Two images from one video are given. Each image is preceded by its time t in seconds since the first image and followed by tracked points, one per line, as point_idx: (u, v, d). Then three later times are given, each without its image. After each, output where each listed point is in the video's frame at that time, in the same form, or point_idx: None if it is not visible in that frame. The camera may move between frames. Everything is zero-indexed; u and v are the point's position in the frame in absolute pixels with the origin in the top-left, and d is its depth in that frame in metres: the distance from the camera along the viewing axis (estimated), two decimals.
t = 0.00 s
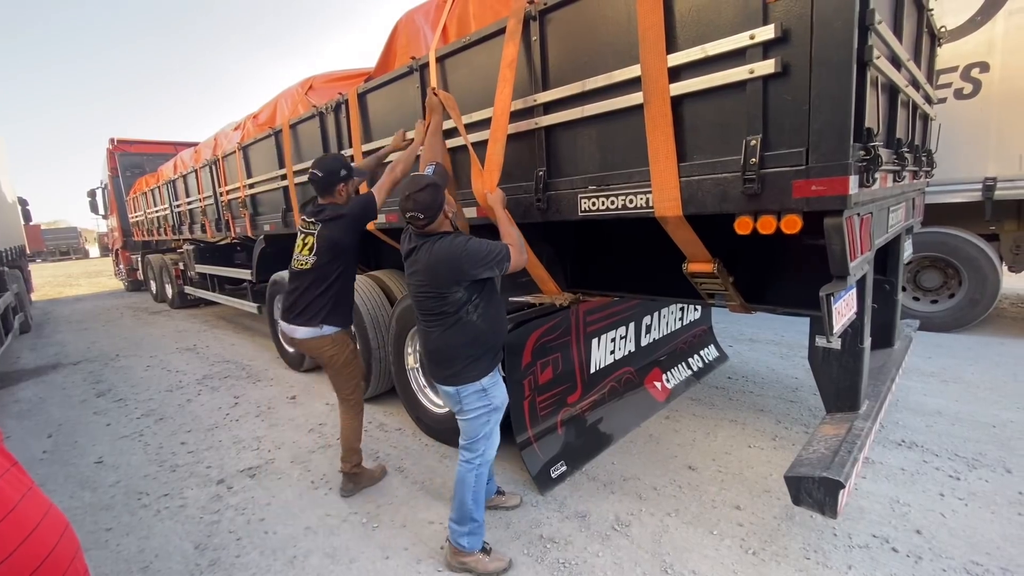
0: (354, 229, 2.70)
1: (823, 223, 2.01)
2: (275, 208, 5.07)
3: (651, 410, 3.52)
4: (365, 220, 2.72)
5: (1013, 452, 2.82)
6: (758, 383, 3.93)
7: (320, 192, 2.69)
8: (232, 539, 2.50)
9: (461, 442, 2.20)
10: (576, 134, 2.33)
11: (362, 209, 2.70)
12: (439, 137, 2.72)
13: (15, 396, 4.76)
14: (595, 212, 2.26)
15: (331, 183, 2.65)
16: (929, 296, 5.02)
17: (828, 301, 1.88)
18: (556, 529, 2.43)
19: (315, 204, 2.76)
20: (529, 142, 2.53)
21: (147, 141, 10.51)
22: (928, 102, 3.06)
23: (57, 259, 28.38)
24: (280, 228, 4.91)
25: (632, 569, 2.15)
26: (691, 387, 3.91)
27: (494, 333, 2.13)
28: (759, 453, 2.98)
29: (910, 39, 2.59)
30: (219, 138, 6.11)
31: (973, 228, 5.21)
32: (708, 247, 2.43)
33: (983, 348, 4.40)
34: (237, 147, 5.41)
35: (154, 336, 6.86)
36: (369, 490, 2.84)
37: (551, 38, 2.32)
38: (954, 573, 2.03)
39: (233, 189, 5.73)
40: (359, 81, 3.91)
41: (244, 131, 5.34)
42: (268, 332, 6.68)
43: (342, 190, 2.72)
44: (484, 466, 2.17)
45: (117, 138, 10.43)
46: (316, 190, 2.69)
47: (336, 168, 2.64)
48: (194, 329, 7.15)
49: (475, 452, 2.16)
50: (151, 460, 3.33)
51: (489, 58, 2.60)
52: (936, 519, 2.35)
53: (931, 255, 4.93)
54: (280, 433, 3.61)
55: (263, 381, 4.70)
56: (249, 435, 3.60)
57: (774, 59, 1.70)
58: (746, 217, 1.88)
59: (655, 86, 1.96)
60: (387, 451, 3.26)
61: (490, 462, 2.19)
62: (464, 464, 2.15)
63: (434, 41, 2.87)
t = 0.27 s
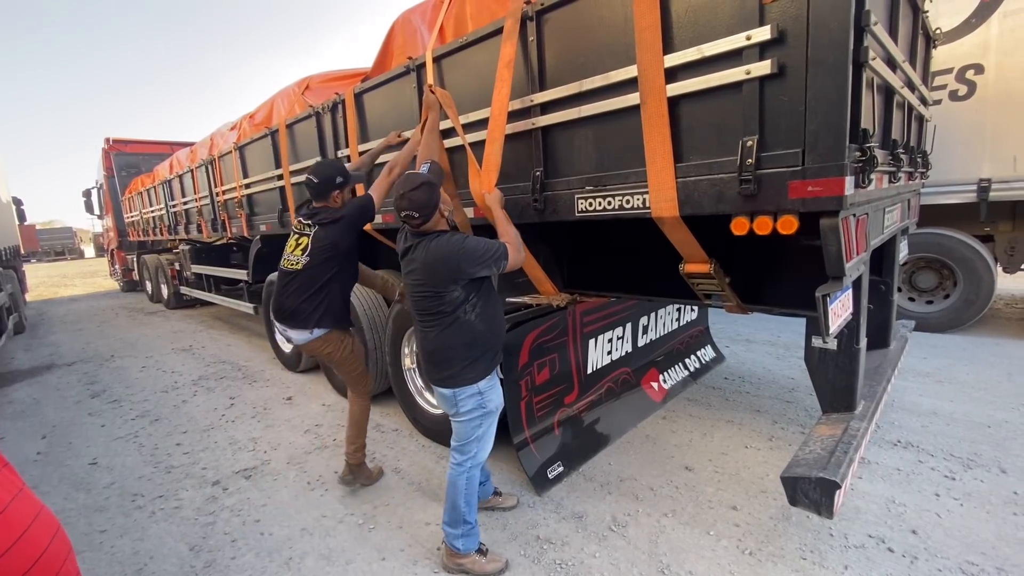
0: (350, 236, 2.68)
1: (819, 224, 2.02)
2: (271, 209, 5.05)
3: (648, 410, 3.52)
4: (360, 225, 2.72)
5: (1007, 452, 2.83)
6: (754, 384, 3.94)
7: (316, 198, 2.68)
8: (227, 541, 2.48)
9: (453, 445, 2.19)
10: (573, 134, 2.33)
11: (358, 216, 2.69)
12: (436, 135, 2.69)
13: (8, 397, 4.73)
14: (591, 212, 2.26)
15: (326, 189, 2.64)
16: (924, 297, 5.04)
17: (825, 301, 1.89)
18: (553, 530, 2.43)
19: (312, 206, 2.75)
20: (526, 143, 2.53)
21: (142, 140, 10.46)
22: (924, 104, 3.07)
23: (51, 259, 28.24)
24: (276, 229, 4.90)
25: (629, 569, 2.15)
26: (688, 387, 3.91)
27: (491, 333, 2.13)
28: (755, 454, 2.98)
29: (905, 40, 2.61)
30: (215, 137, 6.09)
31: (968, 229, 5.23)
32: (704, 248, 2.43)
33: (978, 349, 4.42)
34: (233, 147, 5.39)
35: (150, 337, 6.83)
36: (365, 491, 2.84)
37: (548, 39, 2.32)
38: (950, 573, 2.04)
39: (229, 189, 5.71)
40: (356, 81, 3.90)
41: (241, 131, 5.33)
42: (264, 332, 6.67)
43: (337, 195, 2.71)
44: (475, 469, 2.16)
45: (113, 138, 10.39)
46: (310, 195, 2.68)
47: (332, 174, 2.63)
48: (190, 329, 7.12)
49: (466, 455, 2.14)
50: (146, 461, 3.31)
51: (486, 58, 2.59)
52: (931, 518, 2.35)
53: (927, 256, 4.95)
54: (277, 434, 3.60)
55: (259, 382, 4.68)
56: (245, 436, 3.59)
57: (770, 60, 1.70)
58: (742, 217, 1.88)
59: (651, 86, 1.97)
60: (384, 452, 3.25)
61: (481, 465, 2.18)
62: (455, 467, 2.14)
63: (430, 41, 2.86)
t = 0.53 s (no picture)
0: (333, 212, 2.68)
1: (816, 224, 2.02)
2: (268, 209, 5.04)
3: (645, 411, 3.52)
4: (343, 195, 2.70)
5: (1003, 451, 2.84)
6: (752, 384, 3.94)
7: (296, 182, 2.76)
8: (224, 542, 2.48)
9: (452, 444, 2.19)
10: (570, 135, 2.33)
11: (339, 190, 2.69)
12: (432, 137, 2.61)
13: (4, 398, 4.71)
14: (589, 213, 2.26)
15: (300, 170, 2.71)
16: (921, 296, 5.05)
17: (822, 301, 1.89)
18: (551, 530, 2.43)
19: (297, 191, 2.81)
20: (523, 143, 2.53)
21: (139, 140, 10.43)
22: (920, 104, 3.08)
23: (47, 259, 28.13)
24: (273, 229, 4.89)
25: (626, 569, 2.15)
26: (686, 387, 3.92)
27: (489, 332, 2.13)
28: (752, 454, 2.99)
29: (902, 41, 2.61)
30: (212, 137, 6.07)
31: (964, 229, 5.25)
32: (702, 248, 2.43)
33: (974, 349, 4.43)
34: (230, 147, 5.38)
35: (146, 337, 6.81)
36: (363, 491, 2.83)
37: (545, 39, 2.32)
38: (946, 572, 2.04)
39: (226, 189, 5.70)
40: (353, 81, 3.89)
41: (237, 131, 5.31)
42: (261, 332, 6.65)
43: (313, 175, 2.76)
44: (474, 468, 2.16)
45: (110, 137, 10.33)
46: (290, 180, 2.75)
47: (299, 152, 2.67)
48: (187, 330, 7.10)
49: (465, 454, 2.15)
50: (142, 462, 3.30)
51: (483, 58, 2.59)
52: (928, 518, 2.36)
53: (923, 256, 4.97)
54: (274, 435, 3.59)
55: (257, 382, 4.67)
56: (242, 437, 3.58)
57: (767, 61, 1.70)
58: (740, 217, 1.89)
59: (649, 86, 1.97)
60: (381, 453, 3.24)
61: (480, 465, 2.18)
62: (454, 467, 2.14)
63: (428, 41, 2.86)
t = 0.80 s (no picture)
0: (296, 168, 2.64)
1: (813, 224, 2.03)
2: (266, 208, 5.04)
3: (643, 410, 3.52)
4: (311, 150, 2.64)
5: (999, 450, 2.86)
6: (749, 383, 3.95)
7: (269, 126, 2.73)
8: (222, 542, 2.48)
9: (448, 443, 2.20)
10: (568, 134, 2.33)
11: (301, 145, 2.63)
12: (429, 137, 2.62)
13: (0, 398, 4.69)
14: (587, 212, 2.27)
15: (271, 115, 2.66)
16: (918, 296, 5.07)
17: (819, 301, 1.90)
18: (550, 529, 2.43)
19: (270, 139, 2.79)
20: (521, 143, 2.53)
21: (136, 140, 10.39)
22: (916, 104, 3.09)
23: (44, 259, 28.03)
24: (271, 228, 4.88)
25: (624, 568, 2.16)
26: (684, 387, 3.92)
27: (484, 331, 2.13)
28: (750, 453, 2.99)
29: (898, 41, 2.62)
30: (209, 137, 6.05)
31: (961, 229, 5.26)
32: (699, 248, 2.44)
33: (971, 348, 4.44)
34: (227, 146, 5.36)
35: (144, 337, 6.80)
36: (361, 491, 2.83)
37: (543, 39, 2.33)
38: (942, 570, 2.05)
39: (224, 188, 5.68)
40: (351, 80, 3.89)
41: (235, 131, 5.30)
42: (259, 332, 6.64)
43: (286, 121, 2.70)
44: (470, 467, 2.16)
45: (107, 137, 10.28)
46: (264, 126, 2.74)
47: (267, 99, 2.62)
48: (185, 330, 7.09)
49: (462, 453, 2.15)
50: (139, 463, 3.29)
51: (481, 57, 2.59)
52: (925, 516, 2.37)
53: (920, 256, 4.98)
54: (272, 435, 3.58)
55: (255, 382, 4.66)
56: (239, 437, 3.57)
57: (764, 61, 1.71)
58: (737, 217, 1.89)
59: (647, 86, 1.97)
60: (380, 453, 3.24)
61: (476, 463, 2.19)
62: (450, 466, 2.14)
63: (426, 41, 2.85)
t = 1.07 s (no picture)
0: (293, 114, 2.85)
1: (812, 223, 2.03)
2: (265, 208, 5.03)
3: (643, 409, 3.53)
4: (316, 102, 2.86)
5: (997, 449, 2.86)
6: (749, 383, 3.95)
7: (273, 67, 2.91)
8: (221, 542, 2.48)
9: (445, 442, 2.20)
10: (567, 134, 2.33)
11: (297, 92, 2.82)
12: (429, 134, 2.60)
13: None
14: (586, 212, 2.27)
15: (274, 55, 2.84)
16: (916, 296, 5.08)
17: (817, 300, 1.90)
18: (549, 529, 2.43)
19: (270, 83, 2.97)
20: (520, 143, 2.53)
21: (135, 139, 10.37)
22: (915, 104, 3.09)
23: (42, 258, 27.98)
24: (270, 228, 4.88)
25: (623, 567, 2.16)
26: (683, 386, 3.92)
27: (479, 330, 2.13)
28: (749, 452, 3.00)
29: (897, 41, 2.62)
30: (208, 137, 6.05)
31: (959, 228, 5.27)
32: (698, 247, 2.44)
33: (969, 348, 4.45)
34: (226, 146, 5.36)
35: (142, 337, 6.79)
36: (360, 491, 2.83)
37: (542, 38, 2.33)
38: (940, 569, 2.06)
39: (223, 188, 5.68)
40: (350, 79, 3.88)
41: (234, 130, 5.30)
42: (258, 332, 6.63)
43: (287, 65, 2.88)
44: (467, 466, 2.16)
45: (105, 137, 10.26)
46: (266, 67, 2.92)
47: (269, 42, 2.80)
48: (184, 329, 7.09)
49: (459, 453, 2.15)
50: (139, 463, 3.29)
51: (480, 57, 2.59)
52: (923, 515, 2.38)
53: (918, 256, 4.99)
54: (271, 434, 3.58)
55: (254, 382, 4.66)
56: (238, 437, 3.57)
57: (762, 60, 1.71)
58: (735, 216, 1.89)
59: (646, 85, 1.97)
60: (379, 452, 3.24)
61: (473, 462, 2.19)
62: (447, 466, 2.15)
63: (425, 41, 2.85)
